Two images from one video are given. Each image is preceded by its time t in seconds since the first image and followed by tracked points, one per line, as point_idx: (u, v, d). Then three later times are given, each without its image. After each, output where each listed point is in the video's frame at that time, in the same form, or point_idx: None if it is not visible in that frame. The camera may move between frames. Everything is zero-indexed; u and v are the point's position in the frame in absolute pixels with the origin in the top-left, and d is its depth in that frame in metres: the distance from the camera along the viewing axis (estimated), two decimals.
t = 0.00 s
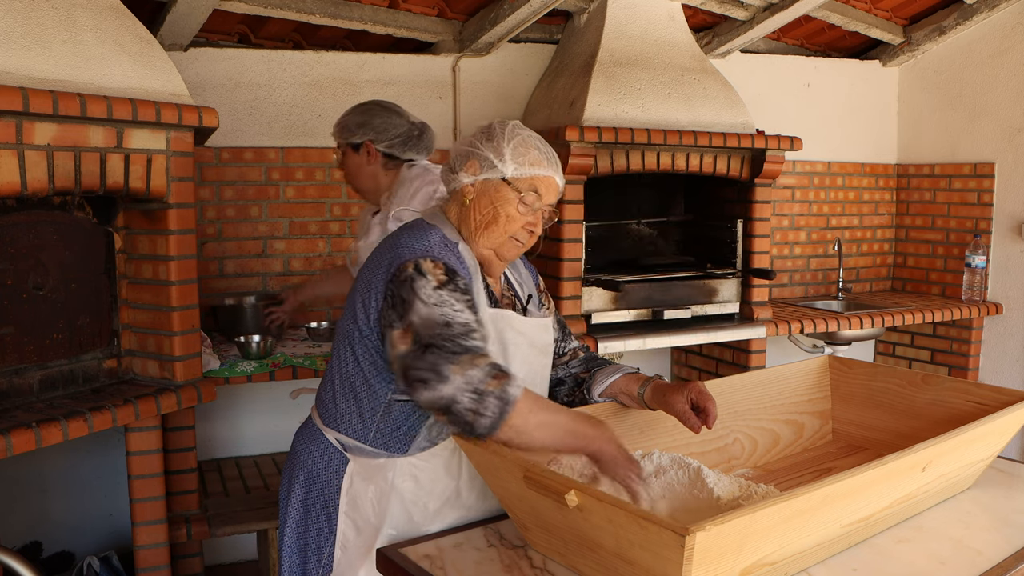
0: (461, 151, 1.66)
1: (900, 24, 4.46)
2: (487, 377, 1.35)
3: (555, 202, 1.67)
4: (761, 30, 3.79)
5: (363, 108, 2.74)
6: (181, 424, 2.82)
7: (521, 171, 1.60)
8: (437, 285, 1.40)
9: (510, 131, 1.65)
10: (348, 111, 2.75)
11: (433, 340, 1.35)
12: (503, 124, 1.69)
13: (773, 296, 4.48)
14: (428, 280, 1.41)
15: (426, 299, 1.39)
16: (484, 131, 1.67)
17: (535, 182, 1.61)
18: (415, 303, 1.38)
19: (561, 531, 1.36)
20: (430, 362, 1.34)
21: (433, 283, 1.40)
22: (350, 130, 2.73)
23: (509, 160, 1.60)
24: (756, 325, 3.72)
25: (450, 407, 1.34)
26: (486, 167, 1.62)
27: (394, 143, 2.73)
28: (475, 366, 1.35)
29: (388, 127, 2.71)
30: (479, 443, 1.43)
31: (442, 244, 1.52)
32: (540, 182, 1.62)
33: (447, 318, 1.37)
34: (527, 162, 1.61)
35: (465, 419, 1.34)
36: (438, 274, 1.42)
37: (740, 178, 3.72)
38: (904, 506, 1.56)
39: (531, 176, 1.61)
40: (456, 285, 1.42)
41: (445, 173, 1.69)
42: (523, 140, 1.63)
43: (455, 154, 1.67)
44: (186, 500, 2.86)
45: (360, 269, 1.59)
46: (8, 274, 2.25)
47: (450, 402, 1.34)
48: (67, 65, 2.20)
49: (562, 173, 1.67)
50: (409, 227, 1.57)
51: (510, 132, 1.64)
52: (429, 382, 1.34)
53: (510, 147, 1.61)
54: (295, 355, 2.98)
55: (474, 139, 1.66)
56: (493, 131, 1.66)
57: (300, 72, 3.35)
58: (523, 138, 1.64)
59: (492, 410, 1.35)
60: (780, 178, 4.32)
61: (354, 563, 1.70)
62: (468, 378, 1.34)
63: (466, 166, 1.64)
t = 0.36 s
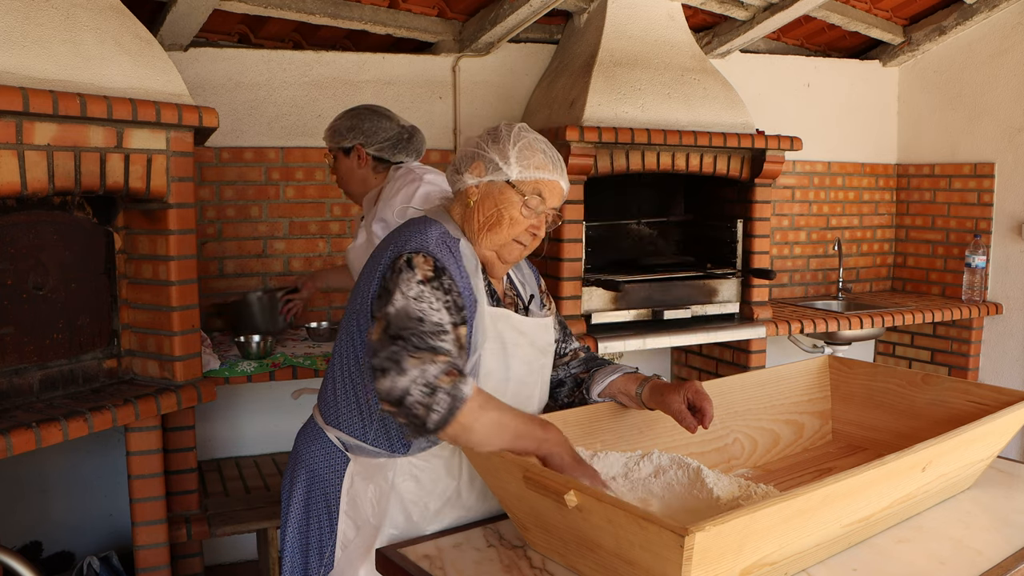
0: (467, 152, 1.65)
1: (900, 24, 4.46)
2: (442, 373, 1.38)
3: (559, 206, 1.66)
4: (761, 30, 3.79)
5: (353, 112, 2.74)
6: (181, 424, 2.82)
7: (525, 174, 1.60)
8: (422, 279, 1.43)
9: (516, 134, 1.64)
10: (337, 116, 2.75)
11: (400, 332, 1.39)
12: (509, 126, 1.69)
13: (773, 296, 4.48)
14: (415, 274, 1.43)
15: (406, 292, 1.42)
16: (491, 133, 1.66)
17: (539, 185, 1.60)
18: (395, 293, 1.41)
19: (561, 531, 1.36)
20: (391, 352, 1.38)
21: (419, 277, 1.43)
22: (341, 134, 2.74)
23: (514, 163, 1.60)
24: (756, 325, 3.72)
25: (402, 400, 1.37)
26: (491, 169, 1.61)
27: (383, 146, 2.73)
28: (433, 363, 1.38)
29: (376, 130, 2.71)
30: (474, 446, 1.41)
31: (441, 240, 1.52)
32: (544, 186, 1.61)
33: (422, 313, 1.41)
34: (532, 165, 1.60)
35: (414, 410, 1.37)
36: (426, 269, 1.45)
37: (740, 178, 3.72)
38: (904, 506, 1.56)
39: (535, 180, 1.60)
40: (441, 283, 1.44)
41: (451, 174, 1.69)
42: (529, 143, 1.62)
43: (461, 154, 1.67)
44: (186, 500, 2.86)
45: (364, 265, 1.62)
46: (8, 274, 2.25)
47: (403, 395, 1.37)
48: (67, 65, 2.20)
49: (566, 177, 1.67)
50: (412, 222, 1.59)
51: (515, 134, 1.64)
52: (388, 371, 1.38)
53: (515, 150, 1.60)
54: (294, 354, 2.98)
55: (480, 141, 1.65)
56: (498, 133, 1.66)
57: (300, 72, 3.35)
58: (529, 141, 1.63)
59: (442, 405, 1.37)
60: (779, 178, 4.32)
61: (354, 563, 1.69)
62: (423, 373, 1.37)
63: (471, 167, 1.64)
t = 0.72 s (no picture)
0: (464, 153, 1.65)
1: (900, 24, 4.46)
2: (495, 383, 1.39)
3: (558, 205, 1.66)
4: (761, 30, 3.79)
5: (358, 114, 2.74)
6: (181, 424, 2.82)
7: (523, 175, 1.60)
8: (444, 286, 1.45)
9: (514, 133, 1.63)
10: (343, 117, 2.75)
11: (442, 344, 1.40)
12: (507, 125, 1.68)
13: (773, 296, 4.48)
14: (435, 281, 1.45)
15: (433, 301, 1.43)
16: (488, 133, 1.66)
17: (537, 186, 1.60)
18: (423, 304, 1.43)
19: (561, 531, 1.36)
20: (441, 365, 1.39)
21: (440, 284, 1.45)
22: (346, 136, 2.74)
23: (512, 164, 1.59)
24: (756, 325, 3.72)
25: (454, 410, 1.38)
26: (488, 170, 1.61)
27: (390, 147, 2.74)
28: (486, 372, 1.39)
29: (383, 132, 2.71)
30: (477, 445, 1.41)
31: (448, 243, 1.54)
32: (542, 186, 1.61)
33: (456, 321, 1.43)
34: (530, 166, 1.60)
35: (466, 421, 1.38)
36: (444, 275, 1.46)
37: (740, 178, 3.72)
38: (904, 506, 1.56)
39: (533, 181, 1.60)
40: (462, 285, 1.47)
41: (448, 174, 1.68)
42: (527, 144, 1.62)
43: (458, 155, 1.67)
44: (185, 500, 2.85)
45: (363, 269, 1.60)
46: (8, 274, 2.25)
47: (455, 405, 1.38)
48: (67, 65, 2.20)
49: (564, 176, 1.66)
50: (412, 224, 1.59)
51: (513, 134, 1.63)
52: (439, 385, 1.38)
53: (514, 151, 1.60)
54: (294, 354, 2.98)
55: (477, 141, 1.65)
56: (496, 133, 1.65)
57: (300, 72, 3.35)
58: (527, 140, 1.62)
59: (490, 413, 1.38)
60: (779, 178, 4.32)
61: (355, 563, 1.69)
62: (476, 382, 1.39)
63: (469, 168, 1.63)
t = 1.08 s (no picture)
0: (463, 152, 1.65)
1: (900, 24, 4.46)
2: (448, 395, 1.35)
3: (556, 206, 1.66)
4: (761, 30, 3.79)
5: (387, 107, 2.72)
6: (181, 424, 2.82)
7: (522, 175, 1.59)
8: (421, 293, 1.43)
9: (513, 133, 1.63)
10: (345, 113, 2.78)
11: (407, 353, 1.38)
12: (506, 125, 1.68)
13: (773, 296, 4.48)
14: (412, 287, 1.43)
15: (406, 307, 1.41)
16: (487, 132, 1.66)
17: (536, 187, 1.60)
18: (396, 310, 1.41)
19: (561, 531, 1.36)
20: (402, 376, 1.37)
21: (417, 290, 1.43)
22: (375, 128, 2.71)
23: (511, 164, 1.59)
24: (756, 325, 3.72)
25: (414, 423, 1.36)
26: (487, 170, 1.61)
27: (417, 144, 2.75)
28: (441, 386, 1.36)
29: (411, 129, 2.72)
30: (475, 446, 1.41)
31: (436, 248, 1.52)
32: (541, 187, 1.61)
33: (426, 330, 1.40)
34: (529, 166, 1.60)
35: (426, 435, 1.35)
36: (423, 281, 1.44)
37: (740, 178, 3.72)
38: (904, 506, 1.56)
39: (532, 181, 1.60)
40: (440, 294, 1.44)
41: (447, 174, 1.68)
42: (525, 144, 1.61)
43: (457, 154, 1.66)
44: (186, 500, 2.85)
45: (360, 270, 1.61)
46: (8, 274, 2.25)
47: (415, 418, 1.36)
48: (67, 65, 2.20)
49: (563, 177, 1.66)
50: (409, 226, 1.58)
51: (512, 134, 1.63)
52: (400, 395, 1.37)
53: (512, 151, 1.60)
54: (294, 354, 2.98)
55: (476, 141, 1.64)
56: (495, 133, 1.64)
57: (300, 72, 3.35)
58: (526, 141, 1.62)
59: (454, 428, 1.34)
60: (779, 178, 4.32)
61: (354, 564, 1.68)
62: (432, 398, 1.35)
63: (468, 168, 1.63)
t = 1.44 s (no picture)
0: (463, 153, 1.64)
1: (900, 24, 4.46)
2: (461, 391, 1.36)
3: (557, 206, 1.66)
4: (761, 30, 3.79)
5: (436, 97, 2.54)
6: (181, 424, 2.82)
7: (522, 176, 1.59)
8: (422, 291, 1.42)
9: (513, 133, 1.63)
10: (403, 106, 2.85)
11: (411, 349, 1.37)
12: (506, 124, 1.67)
13: (773, 296, 4.48)
14: (414, 285, 1.42)
15: (409, 304, 1.40)
16: (486, 132, 1.65)
17: (536, 187, 1.60)
18: (398, 307, 1.40)
19: (561, 531, 1.36)
20: (406, 371, 1.36)
21: (419, 288, 1.42)
22: (433, 118, 2.45)
23: (511, 164, 1.59)
24: (756, 325, 3.72)
25: (421, 418, 1.35)
26: (487, 171, 1.61)
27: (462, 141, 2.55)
28: (452, 381, 1.36)
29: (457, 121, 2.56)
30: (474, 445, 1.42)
31: (435, 247, 1.51)
32: (541, 187, 1.61)
33: (429, 327, 1.39)
34: (529, 167, 1.59)
35: (436, 431, 1.35)
36: (424, 279, 1.43)
37: (740, 178, 3.72)
38: (904, 506, 1.56)
39: (532, 181, 1.60)
40: (441, 292, 1.43)
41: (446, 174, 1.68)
42: (526, 144, 1.61)
43: (457, 155, 1.66)
44: (186, 500, 2.85)
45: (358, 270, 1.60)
46: (8, 274, 2.25)
47: (423, 414, 1.35)
48: (67, 65, 2.20)
49: (564, 177, 1.66)
50: (407, 227, 1.58)
51: (513, 134, 1.62)
52: (405, 391, 1.35)
53: (512, 151, 1.59)
54: (294, 354, 2.98)
55: (476, 141, 1.64)
56: (495, 132, 1.64)
57: (301, 72, 3.35)
58: (526, 141, 1.62)
59: (465, 423, 1.35)
60: (779, 178, 4.32)
61: (354, 565, 1.68)
62: (443, 393, 1.35)
63: (467, 169, 1.63)
